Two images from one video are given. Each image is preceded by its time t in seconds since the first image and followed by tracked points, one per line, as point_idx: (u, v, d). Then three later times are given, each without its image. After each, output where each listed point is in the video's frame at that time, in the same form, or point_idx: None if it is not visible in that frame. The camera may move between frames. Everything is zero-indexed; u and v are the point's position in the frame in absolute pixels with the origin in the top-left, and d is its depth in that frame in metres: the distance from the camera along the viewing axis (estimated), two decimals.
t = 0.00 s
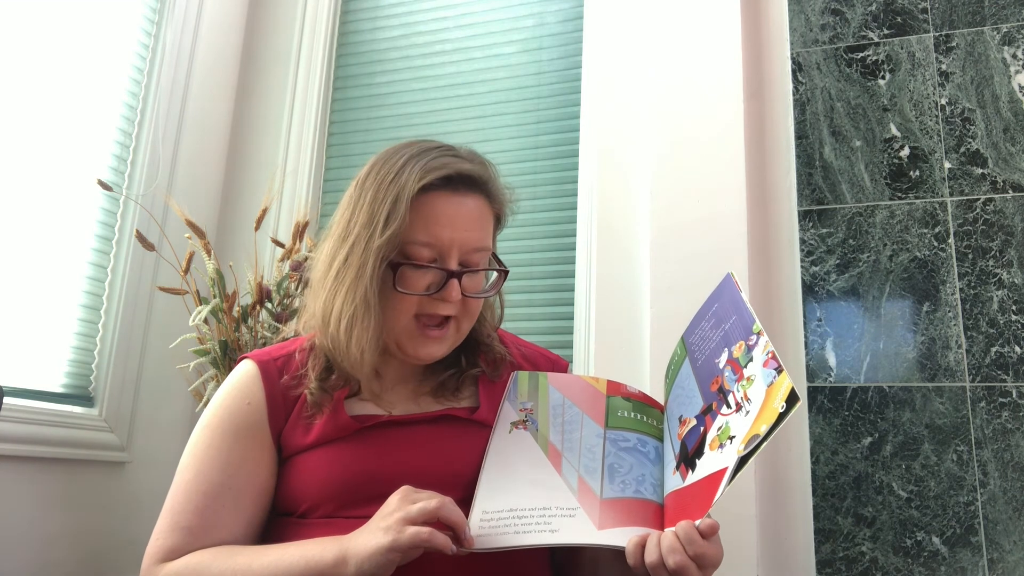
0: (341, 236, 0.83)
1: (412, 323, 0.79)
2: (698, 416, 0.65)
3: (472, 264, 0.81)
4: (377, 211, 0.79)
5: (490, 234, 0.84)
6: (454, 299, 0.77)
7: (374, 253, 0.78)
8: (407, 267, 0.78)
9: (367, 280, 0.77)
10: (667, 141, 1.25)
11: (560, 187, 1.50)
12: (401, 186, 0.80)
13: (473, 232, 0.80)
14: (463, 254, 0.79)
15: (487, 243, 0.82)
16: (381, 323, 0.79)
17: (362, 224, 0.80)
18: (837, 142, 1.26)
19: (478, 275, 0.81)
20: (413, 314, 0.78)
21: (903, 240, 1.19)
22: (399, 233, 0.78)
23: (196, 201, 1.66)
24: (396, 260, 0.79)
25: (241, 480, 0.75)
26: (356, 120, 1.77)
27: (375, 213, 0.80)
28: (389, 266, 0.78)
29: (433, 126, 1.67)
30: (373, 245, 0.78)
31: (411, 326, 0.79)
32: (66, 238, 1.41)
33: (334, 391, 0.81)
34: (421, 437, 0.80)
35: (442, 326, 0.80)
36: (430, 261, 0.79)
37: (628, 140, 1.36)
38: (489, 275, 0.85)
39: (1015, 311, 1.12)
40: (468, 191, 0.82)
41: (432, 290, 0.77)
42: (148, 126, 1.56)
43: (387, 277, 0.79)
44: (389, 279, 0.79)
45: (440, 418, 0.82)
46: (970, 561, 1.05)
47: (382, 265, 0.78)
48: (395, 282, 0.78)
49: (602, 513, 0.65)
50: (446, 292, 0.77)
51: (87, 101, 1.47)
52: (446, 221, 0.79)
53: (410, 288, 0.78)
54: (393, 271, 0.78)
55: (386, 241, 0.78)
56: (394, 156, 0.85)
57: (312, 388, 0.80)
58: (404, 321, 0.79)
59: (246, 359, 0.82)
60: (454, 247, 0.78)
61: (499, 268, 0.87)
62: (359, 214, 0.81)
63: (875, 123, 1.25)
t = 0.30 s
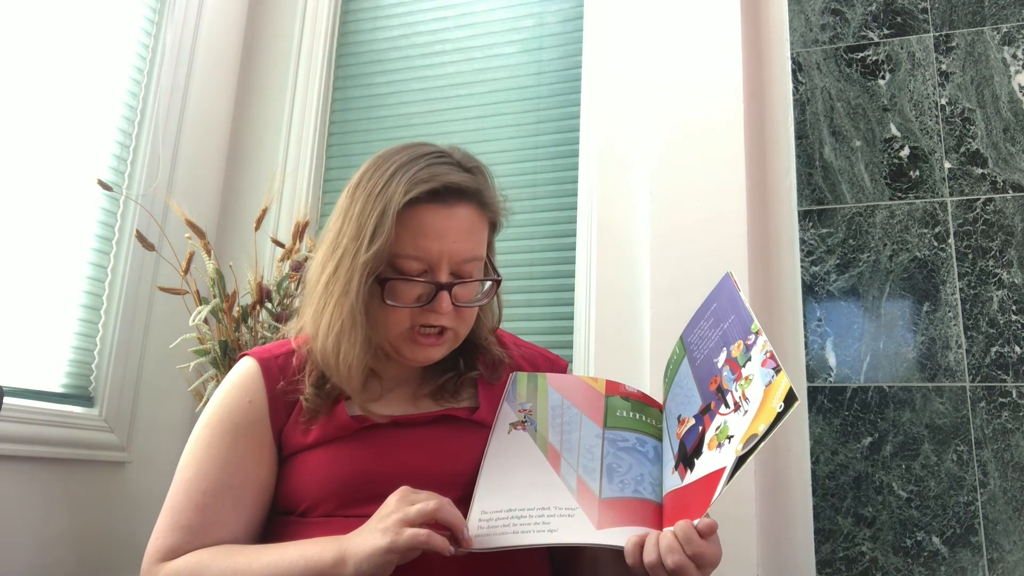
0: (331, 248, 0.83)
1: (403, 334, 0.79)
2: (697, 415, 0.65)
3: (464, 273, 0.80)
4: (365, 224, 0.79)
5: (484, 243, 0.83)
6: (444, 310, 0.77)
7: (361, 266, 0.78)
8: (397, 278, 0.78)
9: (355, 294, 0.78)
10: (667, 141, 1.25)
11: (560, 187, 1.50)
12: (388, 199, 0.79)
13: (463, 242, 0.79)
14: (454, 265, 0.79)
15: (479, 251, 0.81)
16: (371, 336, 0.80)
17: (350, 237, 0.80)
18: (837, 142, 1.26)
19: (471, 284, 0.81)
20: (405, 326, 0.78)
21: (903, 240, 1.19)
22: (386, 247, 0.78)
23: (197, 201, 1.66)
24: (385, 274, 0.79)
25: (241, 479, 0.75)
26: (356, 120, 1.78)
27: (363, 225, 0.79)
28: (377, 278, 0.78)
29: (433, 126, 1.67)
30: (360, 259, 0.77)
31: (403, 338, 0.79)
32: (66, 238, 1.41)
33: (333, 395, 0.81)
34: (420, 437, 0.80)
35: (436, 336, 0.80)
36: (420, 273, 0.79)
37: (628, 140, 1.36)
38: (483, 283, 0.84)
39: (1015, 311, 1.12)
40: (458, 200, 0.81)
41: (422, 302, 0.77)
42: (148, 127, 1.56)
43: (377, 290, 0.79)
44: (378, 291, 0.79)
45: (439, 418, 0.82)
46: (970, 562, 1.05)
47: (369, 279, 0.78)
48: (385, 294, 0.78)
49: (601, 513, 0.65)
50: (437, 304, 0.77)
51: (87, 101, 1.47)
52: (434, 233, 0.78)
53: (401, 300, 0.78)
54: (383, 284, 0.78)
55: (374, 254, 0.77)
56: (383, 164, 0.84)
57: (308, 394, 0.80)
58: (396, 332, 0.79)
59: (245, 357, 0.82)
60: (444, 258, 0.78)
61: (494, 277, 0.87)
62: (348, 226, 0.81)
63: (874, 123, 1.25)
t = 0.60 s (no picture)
0: (325, 254, 0.83)
1: (400, 338, 0.79)
2: (697, 418, 0.65)
3: (461, 275, 0.80)
4: (356, 229, 0.79)
5: (478, 243, 0.83)
6: (440, 313, 0.77)
7: (355, 273, 0.78)
8: (391, 283, 0.78)
9: (347, 301, 0.79)
10: (667, 141, 1.25)
11: (560, 187, 1.50)
12: (379, 204, 0.79)
13: (456, 244, 0.79)
14: (449, 267, 0.79)
15: (474, 252, 0.81)
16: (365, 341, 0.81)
17: (342, 243, 0.80)
18: (837, 142, 1.26)
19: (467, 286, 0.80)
20: (401, 331, 0.78)
21: (903, 240, 1.19)
22: (378, 253, 0.78)
23: (197, 201, 1.66)
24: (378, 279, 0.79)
25: (241, 480, 0.75)
26: (356, 120, 1.78)
27: (354, 231, 0.79)
28: (370, 284, 0.79)
29: (433, 126, 1.67)
30: (351, 266, 0.78)
31: (401, 342, 0.79)
32: (66, 238, 1.41)
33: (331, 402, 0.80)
34: (420, 439, 0.80)
35: (433, 338, 0.80)
36: (415, 277, 0.78)
37: (628, 140, 1.36)
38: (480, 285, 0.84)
39: (1015, 311, 1.12)
40: (449, 202, 0.81)
41: (417, 306, 0.77)
42: (149, 126, 1.56)
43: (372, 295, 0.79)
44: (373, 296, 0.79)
45: (439, 419, 0.82)
46: (970, 562, 1.05)
47: (360, 287, 0.78)
48: (380, 299, 0.78)
49: (600, 515, 0.66)
50: (433, 307, 0.77)
51: (87, 101, 1.47)
52: (426, 236, 0.78)
53: (396, 304, 0.78)
54: (377, 290, 0.78)
55: (366, 259, 0.77)
56: (374, 168, 0.84)
57: (304, 401, 0.79)
58: (394, 337, 0.79)
59: (246, 358, 0.82)
60: (438, 261, 0.78)
61: (492, 277, 0.87)
62: (339, 233, 0.81)
63: (874, 123, 1.25)
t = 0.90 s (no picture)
0: (320, 265, 0.83)
1: (407, 342, 0.79)
2: (699, 416, 0.65)
3: (460, 273, 0.80)
4: (350, 237, 0.79)
5: (475, 240, 0.83)
6: (443, 314, 0.77)
7: (352, 281, 0.78)
8: (391, 287, 0.78)
9: (345, 307, 0.79)
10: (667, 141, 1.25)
11: (560, 187, 1.50)
12: (370, 210, 0.79)
13: (452, 243, 0.79)
14: (447, 266, 0.79)
15: (471, 249, 0.81)
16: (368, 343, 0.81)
17: (336, 252, 0.80)
18: (837, 142, 1.26)
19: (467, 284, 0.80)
20: (408, 335, 0.78)
21: (903, 240, 1.19)
22: (374, 258, 0.78)
23: (197, 201, 1.66)
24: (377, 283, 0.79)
25: (242, 479, 0.75)
26: (356, 120, 1.78)
27: (348, 239, 0.80)
28: (369, 288, 0.79)
29: (433, 126, 1.67)
30: (347, 274, 0.78)
31: (409, 346, 0.79)
32: (66, 238, 1.41)
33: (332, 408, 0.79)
34: (423, 438, 0.80)
35: (439, 339, 0.80)
36: (414, 279, 0.78)
37: (628, 140, 1.36)
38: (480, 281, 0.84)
39: (1015, 311, 1.12)
40: (442, 202, 0.81)
41: (420, 309, 0.77)
42: (149, 127, 1.56)
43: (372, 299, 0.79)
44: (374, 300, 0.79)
45: (442, 418, 0.82)
46: (970, 562, 1.05)
47: (359, 291, 0.78)
48: (381, 304, 0.78)
49: (603, 514, 0.65)
50: (435, 308, 0.77)
51: (88, 101, 1.47)
52: (421, 237, 0.78)
53: (398, 308, 0.78)
54: (377, 295, 0.78)
55: (362, 266, 0.77)
56: (363, 174, 0.84)
57: (305, 410, 0.78)
58: (401, 343, 0.79)
59: (248, 357, 0.82)
60: (435, 261, 0.78)
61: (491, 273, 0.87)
62: (332, 243, 0.81)
63: (874, 123, 1.25)
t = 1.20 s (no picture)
0: (320, 267, 0.83)
1: (411, 342, 0.79)
2: (701, 412, 0.65)
3: (462, 271, 0.80)
4: (348, 241, 0.80)
5: (475, 239, 0.83)
6: (445, 313, 0.77)
7: (352, 283, 0.78)
8: (392, 288, 0.78)
9: (346, 308, 0.79)
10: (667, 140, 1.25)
11: (560, 187, 1.50)
12: (370, 211, 0.79)
13: (452, 243, 0.79)
14: (448, 266, 0.79)
15: (471, 248, 0.81)
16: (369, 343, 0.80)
17: (335, 255, 0.80)
18: (837, 142, 1.26)
19: (468, 282, 0.80)
20: (410, 335, 0.78)
21: (903, 240, 1.19)
22: (374, 259, 0.78)
23: (196, 201, 1.66)
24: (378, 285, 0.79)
25: (246, 478, 0.75)
26: (356, 120, 1.78)
27: (347, 242, 0.80)
28: (370, 289, 0.79)
29: (433, 126, 1.67)
30: (348, 276, 0.78)
31: (412, 346, 0.79)
32: (66, 238, 1.41)
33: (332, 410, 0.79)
34: (426, 436, 0.80)
35: (443, 338, 0.80)
36: (415, 279, 0.78)
37: (628, 140, 1.36)
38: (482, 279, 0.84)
39: (1015, 311, 1.12)
40: (440, 202, 0.81)
41: (421, 309, 0.77)
42: (148, 126, 1.55)
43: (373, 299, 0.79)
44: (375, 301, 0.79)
45: (444, 416, 0.82)
46: (970, 561, 1.05)
47: (359, 293, 0.78)
48: (382, 305, 0.78)
49: (607, 510, 0.66)
50: (437, 308, 0.77)
51: (87, 101, 1.47)
52: (421, 237, 0.78)
53: (400, 309, 0.78)
54: (379, 296, 0.79)
55: (361, 271, 0.77)
56: (362, 176, 0.84)
57: (306, 413, 0.78)
58: (404, 342, 0.79)
59: (250, 356, 0.83)
60: (436, 260, 0.78)
61: (492, 270, 0.87)
62: (332, 245, 0.82)
63: (874, 123, 1.25)
